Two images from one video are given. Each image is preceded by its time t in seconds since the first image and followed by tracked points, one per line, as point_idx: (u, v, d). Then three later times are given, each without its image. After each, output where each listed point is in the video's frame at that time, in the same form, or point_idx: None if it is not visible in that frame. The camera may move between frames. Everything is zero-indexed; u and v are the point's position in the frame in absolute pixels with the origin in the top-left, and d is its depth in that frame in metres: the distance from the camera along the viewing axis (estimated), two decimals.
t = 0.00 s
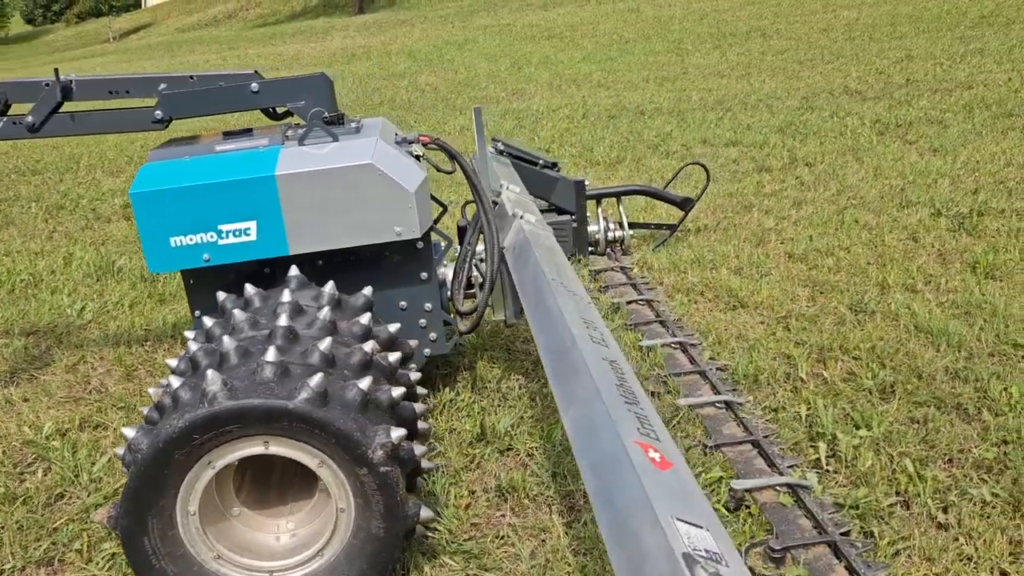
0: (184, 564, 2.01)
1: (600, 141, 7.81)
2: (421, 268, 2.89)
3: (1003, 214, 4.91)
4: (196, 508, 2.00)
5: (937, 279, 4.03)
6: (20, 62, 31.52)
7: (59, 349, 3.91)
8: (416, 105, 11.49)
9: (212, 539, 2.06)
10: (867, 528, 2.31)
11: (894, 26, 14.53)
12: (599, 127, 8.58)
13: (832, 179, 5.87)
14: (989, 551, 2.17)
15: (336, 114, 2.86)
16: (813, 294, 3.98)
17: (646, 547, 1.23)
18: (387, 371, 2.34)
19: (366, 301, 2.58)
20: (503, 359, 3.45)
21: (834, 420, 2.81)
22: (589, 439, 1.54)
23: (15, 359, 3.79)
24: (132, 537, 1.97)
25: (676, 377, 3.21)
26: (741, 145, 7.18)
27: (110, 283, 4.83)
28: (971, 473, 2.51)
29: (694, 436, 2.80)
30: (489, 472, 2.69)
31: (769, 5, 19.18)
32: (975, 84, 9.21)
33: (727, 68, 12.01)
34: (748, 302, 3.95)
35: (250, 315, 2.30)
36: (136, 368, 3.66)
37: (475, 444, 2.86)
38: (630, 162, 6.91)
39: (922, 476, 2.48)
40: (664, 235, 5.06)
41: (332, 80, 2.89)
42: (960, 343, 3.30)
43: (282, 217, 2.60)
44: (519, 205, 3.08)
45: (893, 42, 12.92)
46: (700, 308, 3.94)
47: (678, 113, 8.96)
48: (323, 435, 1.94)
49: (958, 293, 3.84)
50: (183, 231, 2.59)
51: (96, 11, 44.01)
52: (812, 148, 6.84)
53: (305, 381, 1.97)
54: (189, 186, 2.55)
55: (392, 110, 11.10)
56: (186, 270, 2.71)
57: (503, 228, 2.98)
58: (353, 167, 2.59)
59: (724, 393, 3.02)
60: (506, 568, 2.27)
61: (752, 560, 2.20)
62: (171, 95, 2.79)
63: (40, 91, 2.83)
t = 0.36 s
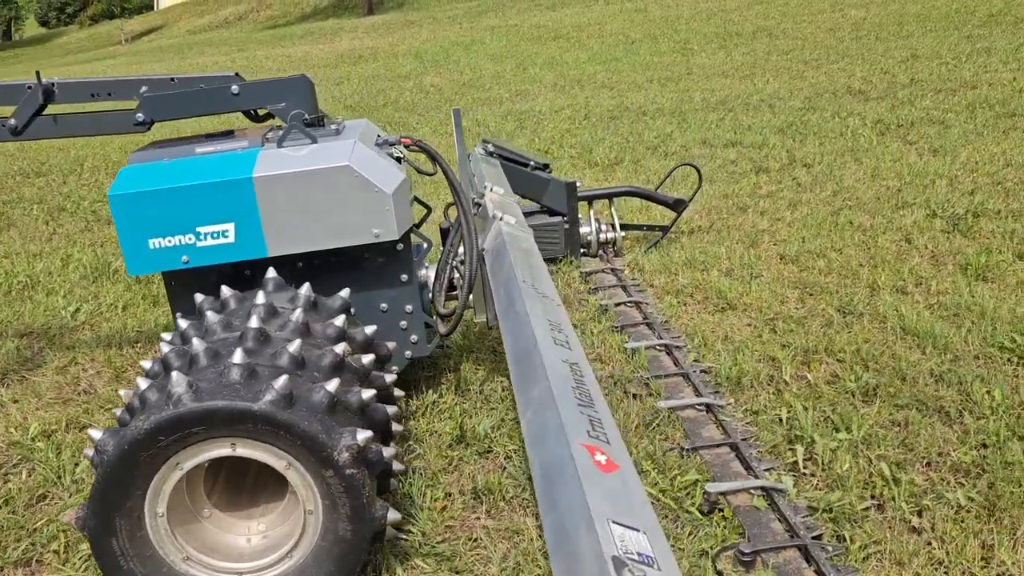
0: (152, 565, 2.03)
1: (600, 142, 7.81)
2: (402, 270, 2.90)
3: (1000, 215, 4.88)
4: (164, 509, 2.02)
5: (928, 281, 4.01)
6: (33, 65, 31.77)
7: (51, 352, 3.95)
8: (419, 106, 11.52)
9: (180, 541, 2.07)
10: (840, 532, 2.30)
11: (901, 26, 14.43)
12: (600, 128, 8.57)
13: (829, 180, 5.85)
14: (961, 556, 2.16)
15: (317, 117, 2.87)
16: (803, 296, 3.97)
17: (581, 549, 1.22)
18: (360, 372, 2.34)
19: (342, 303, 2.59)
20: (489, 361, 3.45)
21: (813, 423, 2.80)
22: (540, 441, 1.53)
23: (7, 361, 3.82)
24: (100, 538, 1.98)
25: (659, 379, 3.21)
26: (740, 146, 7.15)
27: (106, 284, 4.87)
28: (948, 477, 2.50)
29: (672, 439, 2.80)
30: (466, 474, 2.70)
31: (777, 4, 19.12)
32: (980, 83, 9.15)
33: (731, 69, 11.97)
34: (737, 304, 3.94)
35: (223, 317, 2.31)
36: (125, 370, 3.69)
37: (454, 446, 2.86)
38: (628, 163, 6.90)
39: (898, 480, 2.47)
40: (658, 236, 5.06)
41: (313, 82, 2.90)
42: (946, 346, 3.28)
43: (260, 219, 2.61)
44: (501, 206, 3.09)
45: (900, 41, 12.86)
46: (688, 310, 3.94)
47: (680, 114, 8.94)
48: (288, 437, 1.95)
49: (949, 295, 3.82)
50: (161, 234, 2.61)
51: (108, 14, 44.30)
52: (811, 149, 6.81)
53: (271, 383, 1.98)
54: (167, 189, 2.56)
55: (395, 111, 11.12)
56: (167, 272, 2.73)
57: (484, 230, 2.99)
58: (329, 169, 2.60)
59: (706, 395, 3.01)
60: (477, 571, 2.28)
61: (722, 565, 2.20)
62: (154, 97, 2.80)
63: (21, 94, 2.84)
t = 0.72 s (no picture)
0: (113, 566, 2.05)
1: (600, 143, 7.80)
2: (375, 273, 2.93)
3: (995, 216, 4.83)
4: (124, 511, 2.05)
5: (916, 284, 3.98)
6: (54, 67, 32.12)
7: (42, 353, 4.00)
8: (425, 106, 11.55)
9: (142, 542, 2.09)
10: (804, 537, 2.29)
11: (912, 24, 14.30)
12: (602, 129, 8.55)
13: (826, 181, 5.81)
14: (923, 561, 2.15)
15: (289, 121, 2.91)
16: (789, 298, 3.95)
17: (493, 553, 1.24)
18: (325, 375, 2.37)
19: (312, 307, 2.62)
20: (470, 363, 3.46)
21: (786, 426, 2.79)
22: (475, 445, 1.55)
23: None
24: (59, 539, 2.01)
25: (638, 382, 3.21)
26: (740, 147, 7.12)
27: (102, 286, 4.92)
28: (918, 481, 2.48)
29: (645, 442, 2.80)
30: (437, 476, 2.71)
31: (787, 4, 19.02)
32: (987, 82, 9.07)
33: (738, 69, 11.92)
34: (722, 305, 3.92)
35: (189, 320, 2.34)
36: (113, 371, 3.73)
37: (428, 447, 2.88)
38: (627, 164, 6.89)
39: (868, 484, 2.46)
40: (649, 237, 5.05)
41: (287, 87, 2.95)
42: (928, 349, 3.26)
43: (230, 223, 2.64)
44: (475, 209, 3.11)
45: (910, 40, 12.75)
46: (674, 312, 3.93)
47: (683, 115, 8.92)
48: (243, 440, 1.97)
49: (936, 297, 3.79)
50: (134, 237, 2.65)
51: (125, 16, 44.69)
52: (811, 150, 6.78)
53: (227, 386, 2.00)
54: (138, 193, 2.59)
55: (400, 112, 11.15)
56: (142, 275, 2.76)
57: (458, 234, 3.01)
58: (298, 174, 2.63)
59: (681, 399, 3.01)
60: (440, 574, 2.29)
61: (683, 569, 2.20)
62: (128, 102, 2.85)
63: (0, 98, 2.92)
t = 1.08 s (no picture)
0: (90, 567, 2.08)
1: (603, 143, 7.80)
2: (359, 277, 2.95)
3: (993, 216, 4.80)
4: (100, 513, 2.08)
5: (908, 286, 3.96)
6: (70, 68, 32.41)
7: (40, 354, 4.05)
8: (432, 107, 11.59)
9: (119, 544, 2.12)
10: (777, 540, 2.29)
11: (922, 22, 14.19)
12: (605, 129, 8.54)
13: (824, 182, 5.78)
14: (895, 566, 2.15)
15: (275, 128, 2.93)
16: (780, 300, 3.94)
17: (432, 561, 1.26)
18: (302, 379, 2.39)
19: (293, 311, 2.64)
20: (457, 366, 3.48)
21: (767, 429, 2.79)
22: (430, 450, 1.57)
23: None
24: (36, 541, 2.04)
25: (622, 384, 3.22)
26: (742, 147, 7.11)
27: (102, 287, 4.98)
28: (896, 486, 2.48)
29: (626, 445, 2.81)
30: (418, 478, 2.73)
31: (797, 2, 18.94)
32: (995, 81, 9.00)
33: (745, 68, 11.88)
34: (713, 307, 3.92)
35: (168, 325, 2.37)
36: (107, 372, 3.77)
37: (411, 449, 2.89)
38: (628, 165, 6.89)
39: (846, 489, 2.46)
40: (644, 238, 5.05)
41: (272, 94, 2.97)
42: (916, 352, 3.25)
43: (213, 228, 2.67)
44: (461, 213, 3.13)
45: (919, 38, 12.67)
46: (664, 314, 3.93)
47: (687, 114, 8.91)
48: (214, 444, 1.99)
49: (927, 299, 3.77)
50: (118, 242, 2.67)
51: (140, 18, 45.06)
52: (812, 150, 6.75)
53: (200, 391, 2.02)
54: (122, 199, 2.62)
55: (406, 113, 11.19)
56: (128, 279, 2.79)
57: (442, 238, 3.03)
58: (279, 179, 2.66)
59: (665, 401, 3.01)
60: None
61: (654, 571, 2.21)
62: (115, 109, 2.88)
63: None
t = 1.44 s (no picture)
0: (66, 567, 2.11)
1: (606, 144, 7.79)
2: (344, 279, 2.96)
3: (994, 216, 4.76)
4: (76, 514, 2.10)
5: (903, 287, 3.93)
6: (87, 70, 32.70)
7: (38, 355, 4.09)
8: (439, 107, 11.61)
9: (96, 544, 2.14)
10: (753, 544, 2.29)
11: (935, 20, 14.06)
12: (610, 129, 8.52)
13: (825, 182, 5.75)
14: (869, 570, 2.14)
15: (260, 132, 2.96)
16: (773, 300, 3.92)
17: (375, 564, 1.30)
18: (281, 381, 2.40)
19: (275, 313, 2.66)
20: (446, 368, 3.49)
21: (749, 432, 2.78)
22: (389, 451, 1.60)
23: None
24: (12, 541, 2.07)
25: (608, 386, 3.22)
26: (745, 147, 7.07)
27: (102, 288, 5.03)
28: (876, 490, 2.47)
29: (608, 447, 2.81)
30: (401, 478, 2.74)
31: None
32: (1005, 79, 8.92)
33: (753, 67, 11.83)
34: (706, 309, 3.91)
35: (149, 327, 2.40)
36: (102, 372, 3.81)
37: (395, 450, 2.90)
38: (630, 165, 6.88)
39: (825, 492, 2.44)
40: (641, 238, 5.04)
41: (258, 98, 3.00)
42: (906, 355, 3.23)
43: (197, 231, 2.69)
44: (446, 216, 3.13)
45: (931, 36, 12.56)
46: (656, 315, 3.92)
47: (692, 114, 8.88)
48: (185, 446, 2.00)
49: (921, 299, 3.74)
50: (103, 246, 2.70)
51: (157, 20, 45.44)
52: (816, 149, 6.71)
53: (173, 394, 2.04)
54: (106, 204, 2.65)
55: (413, 113, 11.21)
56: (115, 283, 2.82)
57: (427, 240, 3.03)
58: (261, 183, 2.67)
59: (649, 404, 3.01)
60: None
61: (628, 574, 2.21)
62: (103, 115, 2.90)
63: None
